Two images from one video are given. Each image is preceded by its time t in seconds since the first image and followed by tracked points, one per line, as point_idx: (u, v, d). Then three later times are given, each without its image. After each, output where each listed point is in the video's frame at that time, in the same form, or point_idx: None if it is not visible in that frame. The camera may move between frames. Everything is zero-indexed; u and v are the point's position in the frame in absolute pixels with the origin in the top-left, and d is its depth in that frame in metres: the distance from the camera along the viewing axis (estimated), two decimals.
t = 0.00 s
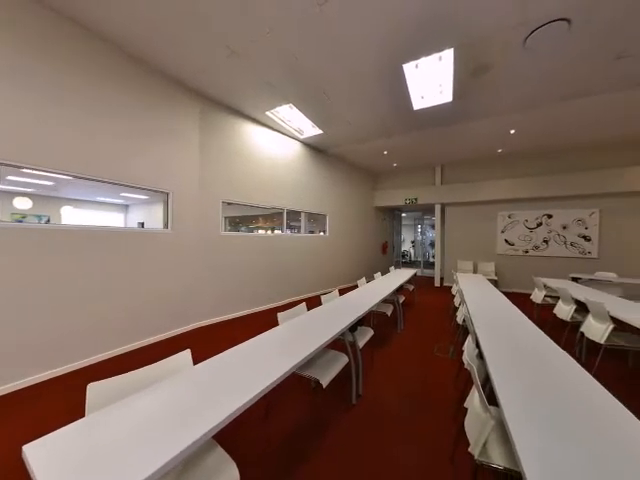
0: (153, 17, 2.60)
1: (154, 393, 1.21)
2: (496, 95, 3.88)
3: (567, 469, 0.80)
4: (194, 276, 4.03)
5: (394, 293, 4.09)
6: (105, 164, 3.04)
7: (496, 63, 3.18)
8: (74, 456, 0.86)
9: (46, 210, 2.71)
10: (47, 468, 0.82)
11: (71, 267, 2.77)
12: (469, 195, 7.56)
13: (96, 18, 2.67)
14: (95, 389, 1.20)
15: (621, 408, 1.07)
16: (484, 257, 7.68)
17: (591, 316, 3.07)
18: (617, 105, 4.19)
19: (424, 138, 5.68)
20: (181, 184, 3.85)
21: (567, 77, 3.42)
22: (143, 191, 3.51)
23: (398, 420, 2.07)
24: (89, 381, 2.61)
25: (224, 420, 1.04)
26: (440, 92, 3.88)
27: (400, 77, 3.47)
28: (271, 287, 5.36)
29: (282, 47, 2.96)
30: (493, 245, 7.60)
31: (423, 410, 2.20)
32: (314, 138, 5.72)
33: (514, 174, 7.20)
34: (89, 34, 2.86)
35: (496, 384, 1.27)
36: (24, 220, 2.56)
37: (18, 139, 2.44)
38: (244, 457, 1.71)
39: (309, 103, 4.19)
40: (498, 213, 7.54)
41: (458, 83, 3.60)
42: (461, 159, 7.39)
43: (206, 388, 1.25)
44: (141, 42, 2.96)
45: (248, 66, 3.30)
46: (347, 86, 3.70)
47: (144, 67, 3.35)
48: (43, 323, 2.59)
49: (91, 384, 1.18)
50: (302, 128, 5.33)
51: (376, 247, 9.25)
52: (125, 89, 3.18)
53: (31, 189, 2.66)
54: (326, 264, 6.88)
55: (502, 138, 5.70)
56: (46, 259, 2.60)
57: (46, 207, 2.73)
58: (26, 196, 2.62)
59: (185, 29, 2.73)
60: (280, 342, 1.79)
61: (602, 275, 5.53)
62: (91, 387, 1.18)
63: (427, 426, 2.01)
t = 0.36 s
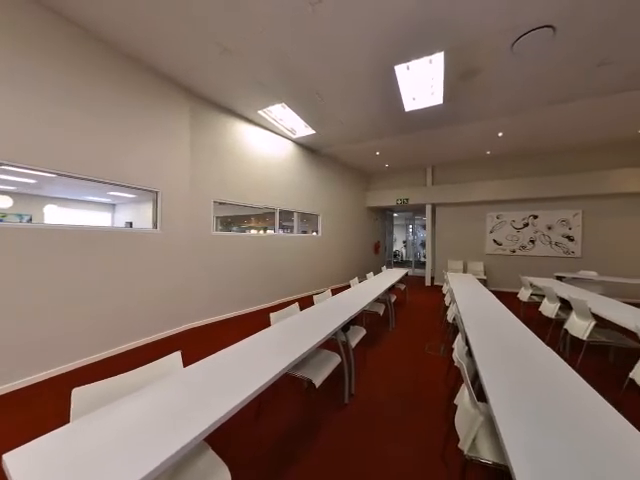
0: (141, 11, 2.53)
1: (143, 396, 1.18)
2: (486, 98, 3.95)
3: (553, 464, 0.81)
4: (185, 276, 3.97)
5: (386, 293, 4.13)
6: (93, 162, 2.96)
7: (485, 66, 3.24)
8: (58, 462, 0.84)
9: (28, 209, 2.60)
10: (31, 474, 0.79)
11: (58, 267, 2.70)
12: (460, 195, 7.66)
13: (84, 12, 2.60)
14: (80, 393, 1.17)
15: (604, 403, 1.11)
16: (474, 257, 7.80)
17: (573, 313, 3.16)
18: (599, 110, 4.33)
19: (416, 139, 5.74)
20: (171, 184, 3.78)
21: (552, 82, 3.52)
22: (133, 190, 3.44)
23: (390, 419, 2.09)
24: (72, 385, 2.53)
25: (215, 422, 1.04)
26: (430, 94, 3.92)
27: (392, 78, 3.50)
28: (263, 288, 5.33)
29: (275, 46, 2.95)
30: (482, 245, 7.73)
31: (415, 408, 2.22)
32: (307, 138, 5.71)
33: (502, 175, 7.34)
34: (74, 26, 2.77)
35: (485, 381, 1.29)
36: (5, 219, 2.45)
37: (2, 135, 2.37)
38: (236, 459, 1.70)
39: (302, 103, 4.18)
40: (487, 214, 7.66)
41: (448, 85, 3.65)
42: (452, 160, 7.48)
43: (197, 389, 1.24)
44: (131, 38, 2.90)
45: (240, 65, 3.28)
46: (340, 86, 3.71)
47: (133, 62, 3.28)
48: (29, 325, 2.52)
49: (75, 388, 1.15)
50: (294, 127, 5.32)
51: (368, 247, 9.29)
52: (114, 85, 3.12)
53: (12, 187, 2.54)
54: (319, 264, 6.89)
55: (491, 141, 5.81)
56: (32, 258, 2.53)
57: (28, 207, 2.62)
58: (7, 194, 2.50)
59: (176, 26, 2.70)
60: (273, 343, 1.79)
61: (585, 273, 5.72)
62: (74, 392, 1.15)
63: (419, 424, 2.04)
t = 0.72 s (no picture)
0: (130, 6, 2.47)
1: (131, 400, 1.16)
2: (475, 101, 4.02)
3: (540, 460, 0.83)
4: (176, 277, 3.92)
5: (378, 292, 4.16)
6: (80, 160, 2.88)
7: (475, 69, 3.30)
8: (41, 467, 0.82)
9: (7, 207, 2.50)
10: None
11: (44, 268, 2.63)
12: (450, 196, 7.77)
13: (72, 7, 2.54)
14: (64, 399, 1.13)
15: (588, 397, 1.14)
16: (464, 256, 7.91)
17: (558, 311, 3.25)
18: (583, 114, 4.47)
19: (407, 140, 5.79)
20: (161, 183, 3.72)
21: (539, 85, 3.61)
22: (121, 189, 3.35)
23: (382, 418, 2.10)
24: (56, 391, 2.43)
25: (206, 424, 1.02)
26: (422, 96, 3.96)
27: (384, 79, 3.53)
28: (255, 288, 5.29)
29: (267, 45, 2.94)
30: (471, 245, 7.85)
31: (407, 407, 2.25)
32: (300, 138, 5.71)
33: (491, 176, 7.47)
34: (59, 19, 2.68)
35: (475, 379, 1.30)
36: None
37: None
38: (228, 463, 1.68)
39: (294, 103, 4.18)
40: (477, 214, 7.79)
41: (439, 87, 3.70)
42: (442, 162, 7.59)
43: (188, 392, 1.22)
44: (120, 34, 2.85)
45: (232, 64, 3.26)
46: (332, 87, 3.72)
47: (121, 58, 3.20)
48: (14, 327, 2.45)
49: (59, 394, 1.11)
50: (287, 127, 5.31)
51: (360, 247, 9.33)
52: (103, 81, 3.06)
53: None
54: (311, 264, 6.88)
55: (479, 143, 5.92)
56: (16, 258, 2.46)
57: (7, 205, 2.51)
58: None
59: (167, 23, 2.66)
60: (266, 343, 1.78)
61: (568, 272, 5.88)
62: (58, 397, 1.11)
63: (410, 422, 2.06)
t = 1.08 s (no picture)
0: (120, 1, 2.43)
1: (120, 403, 1.14)
2: (465, 103, 4.08)
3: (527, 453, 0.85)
4: (166, 277, 3.86)
5: (370, 292, 4.19)
6: (66, 158, 2.81)
7: (464, 73, 3.35)
8: (22, 475, 0.79)
9: None
10: None
11: (28, 268, 2.55)
12: (441, 197, 7.85)
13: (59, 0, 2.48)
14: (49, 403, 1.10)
15: (573, 393, 1.17)
16: (455, 256, 8.02)
17: (543, 308, 3.33)
18: (567, 118, 4.60)
19: (399, 141, 5.84)
20: (150, 182, 3.65)
21: (526, 89, 3.69)
22: (107, 187, 3.26)
23: (374, 417, 2.11)
24: (40, 395, 2.36)
25: (196, 425, 1.01)
26: (413, 98, 4.00)
27: (376, 81, 3.55)
28: (247, 288, 5.25)
29: (259, 44, 2.92)
30: (461, 245, 7.96)
31: (398, 406, 2.26)
32: (292, 137, 5.70)
33: (481, 178, 7.59)
34: (42, 11, 2.59)
35: (465, 377, 1.32)
36: None
37: None
38: (219, 466, 1.66)
39: (286, 102, 4.17)
40: (467, 215, 7.90)
41: (430, 90, 3.75)
42: (433, 163, 7.67)
43: (179, 394, 1.21)
44: (109, 29, 2.79)
45: (224, 61, 3.23)
46: (325, 87, 3.73)
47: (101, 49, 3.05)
48: None
49: (43, 399, 1.08)
50: (279, 126, 5.29)
51: (352, 247, 9.36)
52: (91, 76, 2.99)
53: None
54: (303, 264, 6.86)
55: (469, 145, 6.02)
56: None
57: None
58: None
59: (158, 19, 2.62)
60: (258, 344, 1.77)
61: (554, 271, 6.02)
62: (41, 402, 1.08)
63: (402, 421, 2.08)
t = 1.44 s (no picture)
0: None
1: (109, 407, 1.12)
2: (455, 106, 4.14)
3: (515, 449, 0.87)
4: (156, 278, 3.81)
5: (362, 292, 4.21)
6: (51, 156, 2.73)
7: (455, 76, 3.40)
8: None
9: None
10: None
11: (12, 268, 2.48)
12: (432, 197, 7.94)
13: None
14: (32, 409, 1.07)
15: (559, 390, 1.20)
16: (445, 256, 8.12)
17: (529, 306, 3.39)
18: (553, 121, 4.71)
19: (391, 142, 5.88)
20: (140, 181, 3.59)
21: (513, 93, 3.77)
22: (92, 186, 3.17)
23: (366, 417, 2.13)
24: (28, 399, 2.32)
25: (187, 428, 1.00)
26: (405, 100, 4.04)
27: (368, 82, 3.57)
28: (239, 288, 5.21)
29: (251, 42, 2.91)
30: (452, 245, 8.06)
31: (390, 404, 2.28)
32: (285, 137, 5.68)
33: (471, 179, 7.71)
34: (28, 5, 2.53)
35: (455, 374, 1.34)
36: None
37: None
38: (210, 468, 1.65)
39: (279, 101, 4.16)
40: (457, 215, 8.00)
41: (421, 92, 3.79)
42: (424, 164, 7.75)
43: (170, 396, 1.20)
44: (97, 24, 2.73)
45: (215, 59, 3.20)
46: (317, 87, 3.73)
47: (96, 48, 3.07)
48: None
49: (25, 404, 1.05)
50: (272, 125, 5.27)
51: (345, 247, 9.39)
52: (78, 72, 2.92)
53: None
54: (296, 264, 6.85)
55: (458, 147, 6.11)
56: None
57: None
58: None
59: (148, 15, 2.58)
60: (250, 344, 1.76)
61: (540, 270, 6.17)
62: (24, 408, 1.05)
63: (394, 420, 2.09)
